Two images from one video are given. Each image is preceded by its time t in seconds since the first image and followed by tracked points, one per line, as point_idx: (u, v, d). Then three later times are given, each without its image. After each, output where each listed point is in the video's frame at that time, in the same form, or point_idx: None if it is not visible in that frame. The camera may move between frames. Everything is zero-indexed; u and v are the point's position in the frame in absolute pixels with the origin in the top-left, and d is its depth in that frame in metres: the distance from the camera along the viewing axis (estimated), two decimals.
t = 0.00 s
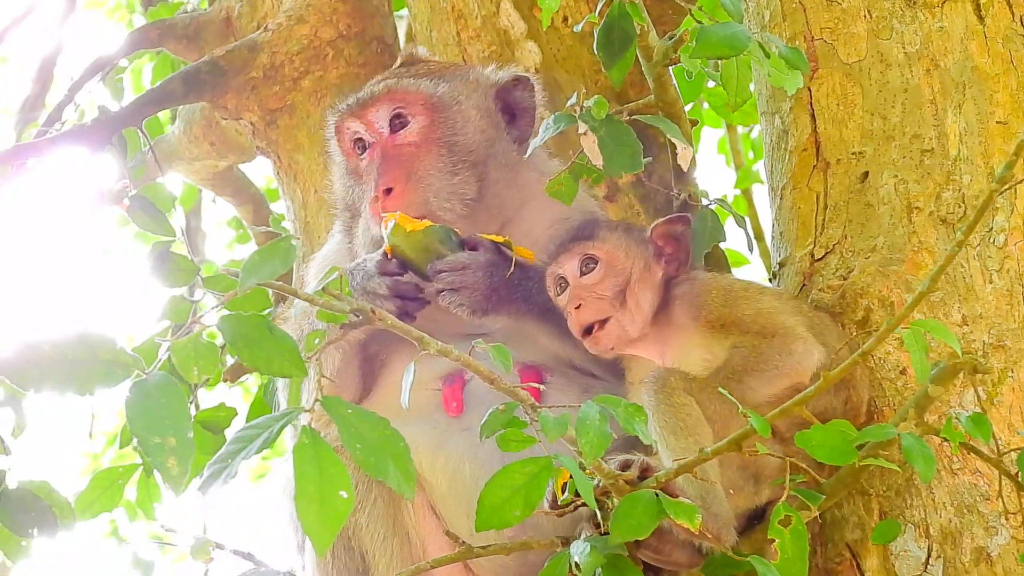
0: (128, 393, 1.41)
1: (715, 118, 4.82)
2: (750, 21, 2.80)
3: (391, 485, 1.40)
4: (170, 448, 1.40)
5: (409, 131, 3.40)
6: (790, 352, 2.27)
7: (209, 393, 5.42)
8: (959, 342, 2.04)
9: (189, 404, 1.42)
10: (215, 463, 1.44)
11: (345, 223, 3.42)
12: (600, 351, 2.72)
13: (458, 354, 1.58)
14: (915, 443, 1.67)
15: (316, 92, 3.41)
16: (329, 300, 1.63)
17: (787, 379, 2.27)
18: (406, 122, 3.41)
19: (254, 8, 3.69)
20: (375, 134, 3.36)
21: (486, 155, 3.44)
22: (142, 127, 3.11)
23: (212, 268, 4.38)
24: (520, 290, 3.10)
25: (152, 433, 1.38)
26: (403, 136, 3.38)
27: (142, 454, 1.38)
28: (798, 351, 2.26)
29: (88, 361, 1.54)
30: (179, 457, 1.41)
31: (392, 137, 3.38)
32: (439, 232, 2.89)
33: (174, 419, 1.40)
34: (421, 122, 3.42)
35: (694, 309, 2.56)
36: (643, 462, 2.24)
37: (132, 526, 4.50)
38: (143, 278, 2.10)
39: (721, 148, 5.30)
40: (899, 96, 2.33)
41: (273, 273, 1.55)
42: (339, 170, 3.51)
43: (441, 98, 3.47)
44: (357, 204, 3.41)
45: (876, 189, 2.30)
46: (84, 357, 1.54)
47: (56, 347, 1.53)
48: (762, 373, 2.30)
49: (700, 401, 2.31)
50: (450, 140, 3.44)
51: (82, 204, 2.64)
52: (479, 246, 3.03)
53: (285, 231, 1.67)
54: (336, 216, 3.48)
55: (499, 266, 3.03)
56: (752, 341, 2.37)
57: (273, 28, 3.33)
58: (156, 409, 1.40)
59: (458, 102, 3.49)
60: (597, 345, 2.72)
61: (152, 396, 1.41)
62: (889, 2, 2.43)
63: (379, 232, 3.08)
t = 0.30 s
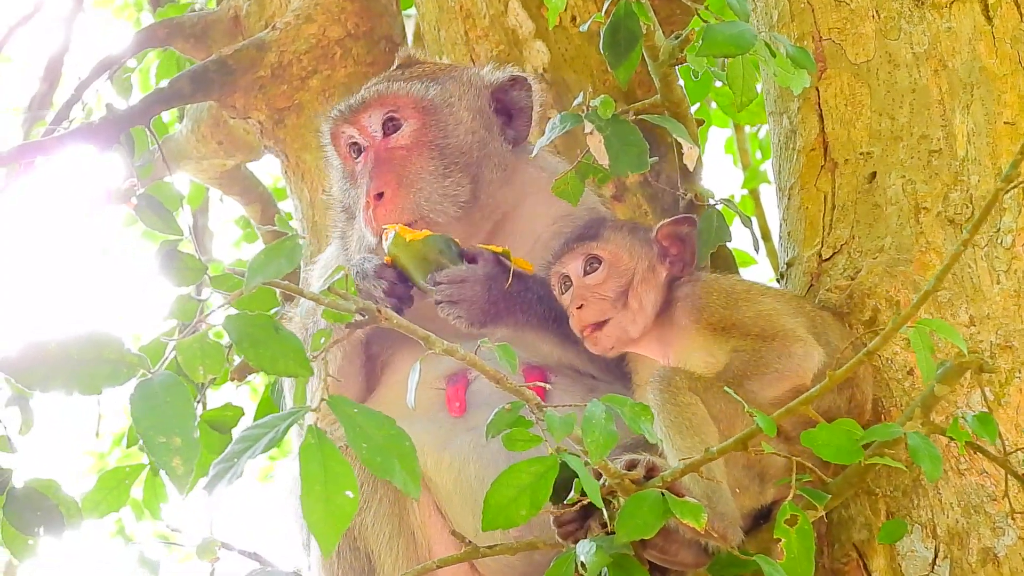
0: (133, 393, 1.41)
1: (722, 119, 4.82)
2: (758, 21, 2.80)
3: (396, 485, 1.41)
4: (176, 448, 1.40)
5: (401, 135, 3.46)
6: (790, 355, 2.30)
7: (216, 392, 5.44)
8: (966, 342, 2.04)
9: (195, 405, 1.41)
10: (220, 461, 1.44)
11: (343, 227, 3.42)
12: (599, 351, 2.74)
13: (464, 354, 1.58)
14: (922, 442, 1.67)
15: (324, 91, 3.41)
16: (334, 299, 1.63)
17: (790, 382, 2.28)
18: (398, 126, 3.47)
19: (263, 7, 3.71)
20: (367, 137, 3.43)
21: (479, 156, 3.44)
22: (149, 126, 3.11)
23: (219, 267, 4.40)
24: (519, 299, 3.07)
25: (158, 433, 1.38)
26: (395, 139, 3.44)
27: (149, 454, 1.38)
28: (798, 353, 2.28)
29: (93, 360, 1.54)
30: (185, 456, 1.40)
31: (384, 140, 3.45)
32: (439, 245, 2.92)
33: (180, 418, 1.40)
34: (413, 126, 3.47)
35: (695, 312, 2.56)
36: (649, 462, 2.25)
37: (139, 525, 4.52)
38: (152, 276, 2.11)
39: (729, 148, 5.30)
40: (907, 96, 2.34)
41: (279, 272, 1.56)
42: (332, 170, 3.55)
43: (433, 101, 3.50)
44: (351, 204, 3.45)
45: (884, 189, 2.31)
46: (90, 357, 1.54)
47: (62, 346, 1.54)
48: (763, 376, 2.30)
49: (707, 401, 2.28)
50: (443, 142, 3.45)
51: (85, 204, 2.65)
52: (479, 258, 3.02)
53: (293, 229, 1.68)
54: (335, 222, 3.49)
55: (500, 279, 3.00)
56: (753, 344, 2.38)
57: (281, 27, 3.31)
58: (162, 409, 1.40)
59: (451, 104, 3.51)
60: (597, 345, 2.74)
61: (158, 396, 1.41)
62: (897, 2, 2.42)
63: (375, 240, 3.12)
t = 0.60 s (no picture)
0: (135, 389, 1.42)
1: (726, 117, 4.81)
2: (762, 20, 2.80)
3: (399, 482, 1.40)
4: (175, 444, 1.40)
5: (425, 143, 3.29)
6: (792, 355, 2.30)
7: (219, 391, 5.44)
8: (969, 341, 2.04)
9: (197, 400, 1.43)
10: (225, 457, 1.44)
11: (349, 227, 3.32)
12: (595, 341, 2.74)
13: (469, 351, 1.59)
14: (925, 441, 1.67)
15: (328, 90, 3.42)
16: (338, 294, 1.63)
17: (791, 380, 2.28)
18: (424, 135, 3.29)
19: (266, 6, 3.70)
20: (393, 144, 3.22)
21: (501, 164, 3.35)
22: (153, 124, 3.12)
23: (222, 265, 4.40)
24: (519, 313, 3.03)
25: (159, 429, 1.39)
26: (420, 147, 3.27)
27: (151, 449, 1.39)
28: (800, 352, 2.28)
29: (97, 356, 1.54)
30: (184, 452, 1.41)
31: (408, 147, 3.25)
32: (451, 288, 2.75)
33: (181, 414, 1.41)
34: (438, 134, 3.31)
35: (698, 309, 2.56)
36: (653, 460, 2.27)
37: (142, 523, 4.53)
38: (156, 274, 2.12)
39: (733, 147, 5.28)
40: (911, 96, 2.34)
41: (282, 268, 1.56)
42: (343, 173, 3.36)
43: (454, 106, 3.38)
44: (366, 212, 3.28)
45: (887, 189, 2.31)
46: (94, 352, 1.54)
47: (67, 341, 1.54)
48: (764, 375, 2.30)
49: (710, 397, 2.28)
50: (466, 149, 3.34)
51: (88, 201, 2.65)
52: (484, 298, 2.92)
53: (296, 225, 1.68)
54: (337, 217, 3.40)
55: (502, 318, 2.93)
56: (753, 343, 2.38)
57: (285, 25, 3.35)
58: (165, 406, 1.41)
59: (472, 110, 3.41)
60: (594, 339, 2.75)
61: (161, 392, 1.42)
62: (901, 2, 2.42)
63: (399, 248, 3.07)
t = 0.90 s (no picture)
0: (142, 386, 1.41)
1: (726, 118, 4.81)
2: (761, 20, 2.80)
3: (404, 478, 1.41)
4: (184, 441, 1.39)
5: (433, 138, 3.29)
6: (794, 354, 2.30)
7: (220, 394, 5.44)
8: (970, 340, 2.04)
9: (203, 397, 1.42)
10: (227, 456, 1.45)
11: (352, 224, 3.34)
12: (601, 345, 2.74)
13: (472, 349, 1.58)
14: (926, 443, 1.67)
15: (327, 91, 3.42)
16: (342, 292, 1.63)
17: (793, 379, 2.29)
18: (432, 129, 3.29)
19: (265, 7, 3.71)
20: (401, 138, 3.23)
21: (508, 163, 3.35)
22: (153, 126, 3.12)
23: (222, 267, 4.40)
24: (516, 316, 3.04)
25: (166, 426, 1.38)
26: (429, 141, 3.27)
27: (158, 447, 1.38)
28: (803, 352, 2.28)
29: (102, 354, 1.54)
30: (193, 449, 1.39)
31: (416, 141, 3.25)
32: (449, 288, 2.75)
33: (188, 411, 1.40)
34: (448, 129, 3.31)
35: (702, 308, 2.56)
36: (655, 459, 2.26)
37: (143, 525, 4.52)
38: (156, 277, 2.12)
39: (733, 147, 5.28)
40: (910, 95, 2.34)
41: (286, 265, 1.56)
42: (347, 169, 3.37)
43: (464, 102, 3.39)
44: (370, 208, 3.30)
45: (887, 188, 2.31)
46: (100, 351, 1.54)
47: (72, 340, 1.54)
48: (767, 374, 2.30)
49: (714, 398, 2.28)
50: (475, 146, 3.34)
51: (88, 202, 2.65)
52: (479, 299, 2.91)
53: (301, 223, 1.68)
54: (338, 210, 3.41)
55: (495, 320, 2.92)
56: (757, 343, 2.37)
57: (283, 27, 3.34)
58: (172, 403, 1.40)
59: (481, 107, 3.41)
60: (600, 341, 2.75)
61: (168, 389, 1.41)
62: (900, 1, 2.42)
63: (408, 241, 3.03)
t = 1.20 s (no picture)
0: (147, 383, 1.41)
1: (726, 120, 4.81)
2: (760, 21, 2.80)
3: (409, 473, 1.40)
4: (190, 437, 1.39)
5: (433, 125, 3.27)
6: (797, 359, 2.28)
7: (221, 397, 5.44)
8: (970, 341, 2.04)
9: (208, 393, 1.42)
10: (232, 455, 1.47)
11: (353, 222, 3.37)
12: (601, 348, 2.75)
13: (474, 348, 1.58)
14: (926, 444, 1.67)
15: (327, 94, 3.43)
16: (344, 288, 1.63)
17: (795, 384, 2.26)
18: (432, 116, 3.28)
19: (265, 10, 3.70)
20: (399, 124, 3.23)
21: (508, 161, 3.36)
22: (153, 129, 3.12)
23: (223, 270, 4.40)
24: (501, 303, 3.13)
25: (172, 422, 1.38)
26: (428, 128, 3.25)
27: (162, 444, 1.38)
28: (806, 356, 2.27)
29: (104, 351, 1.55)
30: (200, 445, 1.41)
31: (415, 128, 3.25)
32: (439, 237, 2.96)
33: (193, 407, 1.40)
34: (448, 118, 3.30)
35: (703, 310, 2.56)
36: (657, 458, 2.26)
37: (144, 529, 4.52)
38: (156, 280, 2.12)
39: (733, 149, 5.28)
40: (910, 95, 2.34)
41: (289, 262, 1.56)
42: (344, 164, 3.36)
43: (465, 96, 3.37)
44: (368, 204, 3.31)
45: (887, 189, 2.31)
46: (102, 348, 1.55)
47: (75, 337, 1.55)
48: (769, 379, 2.28)
49: (717, 398, 2.28)
50: (474, 139, 3.33)
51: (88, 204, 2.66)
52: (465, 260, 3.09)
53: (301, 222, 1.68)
54: (339, 210, 3.43)
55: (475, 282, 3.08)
56: (759, 347, 2.37)
57: (283, 30, 3.34)
58: (176, 400, 1.40)
59: (481, 103, 3.40)
60: (597, 342, 2.75)
61: (173, 387, 1.41)
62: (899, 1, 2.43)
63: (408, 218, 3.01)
